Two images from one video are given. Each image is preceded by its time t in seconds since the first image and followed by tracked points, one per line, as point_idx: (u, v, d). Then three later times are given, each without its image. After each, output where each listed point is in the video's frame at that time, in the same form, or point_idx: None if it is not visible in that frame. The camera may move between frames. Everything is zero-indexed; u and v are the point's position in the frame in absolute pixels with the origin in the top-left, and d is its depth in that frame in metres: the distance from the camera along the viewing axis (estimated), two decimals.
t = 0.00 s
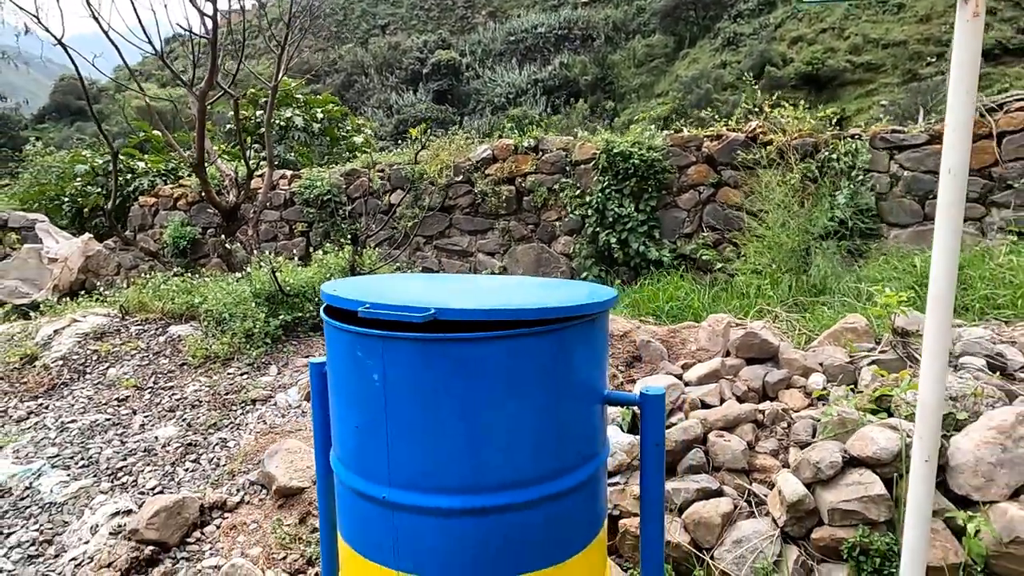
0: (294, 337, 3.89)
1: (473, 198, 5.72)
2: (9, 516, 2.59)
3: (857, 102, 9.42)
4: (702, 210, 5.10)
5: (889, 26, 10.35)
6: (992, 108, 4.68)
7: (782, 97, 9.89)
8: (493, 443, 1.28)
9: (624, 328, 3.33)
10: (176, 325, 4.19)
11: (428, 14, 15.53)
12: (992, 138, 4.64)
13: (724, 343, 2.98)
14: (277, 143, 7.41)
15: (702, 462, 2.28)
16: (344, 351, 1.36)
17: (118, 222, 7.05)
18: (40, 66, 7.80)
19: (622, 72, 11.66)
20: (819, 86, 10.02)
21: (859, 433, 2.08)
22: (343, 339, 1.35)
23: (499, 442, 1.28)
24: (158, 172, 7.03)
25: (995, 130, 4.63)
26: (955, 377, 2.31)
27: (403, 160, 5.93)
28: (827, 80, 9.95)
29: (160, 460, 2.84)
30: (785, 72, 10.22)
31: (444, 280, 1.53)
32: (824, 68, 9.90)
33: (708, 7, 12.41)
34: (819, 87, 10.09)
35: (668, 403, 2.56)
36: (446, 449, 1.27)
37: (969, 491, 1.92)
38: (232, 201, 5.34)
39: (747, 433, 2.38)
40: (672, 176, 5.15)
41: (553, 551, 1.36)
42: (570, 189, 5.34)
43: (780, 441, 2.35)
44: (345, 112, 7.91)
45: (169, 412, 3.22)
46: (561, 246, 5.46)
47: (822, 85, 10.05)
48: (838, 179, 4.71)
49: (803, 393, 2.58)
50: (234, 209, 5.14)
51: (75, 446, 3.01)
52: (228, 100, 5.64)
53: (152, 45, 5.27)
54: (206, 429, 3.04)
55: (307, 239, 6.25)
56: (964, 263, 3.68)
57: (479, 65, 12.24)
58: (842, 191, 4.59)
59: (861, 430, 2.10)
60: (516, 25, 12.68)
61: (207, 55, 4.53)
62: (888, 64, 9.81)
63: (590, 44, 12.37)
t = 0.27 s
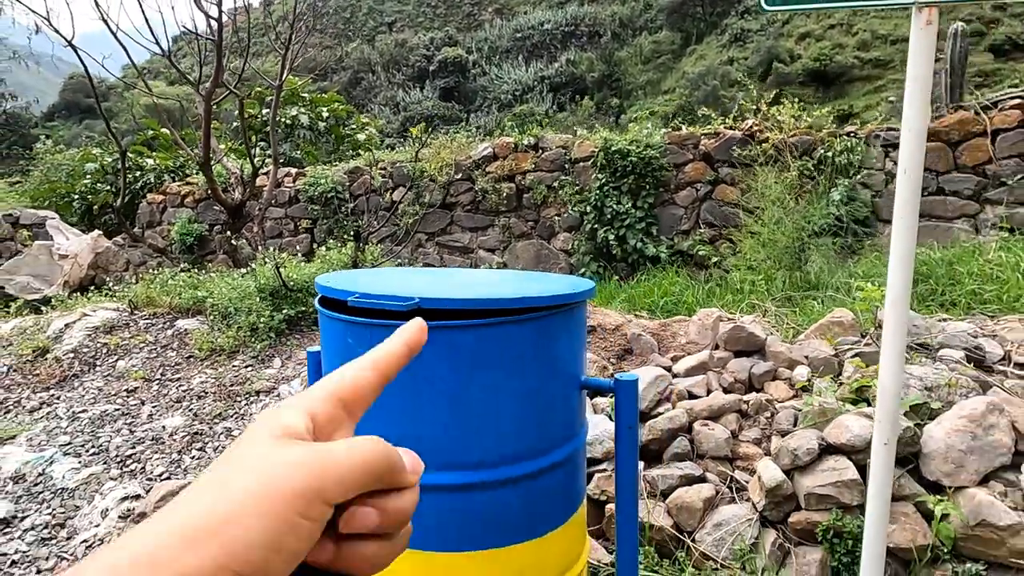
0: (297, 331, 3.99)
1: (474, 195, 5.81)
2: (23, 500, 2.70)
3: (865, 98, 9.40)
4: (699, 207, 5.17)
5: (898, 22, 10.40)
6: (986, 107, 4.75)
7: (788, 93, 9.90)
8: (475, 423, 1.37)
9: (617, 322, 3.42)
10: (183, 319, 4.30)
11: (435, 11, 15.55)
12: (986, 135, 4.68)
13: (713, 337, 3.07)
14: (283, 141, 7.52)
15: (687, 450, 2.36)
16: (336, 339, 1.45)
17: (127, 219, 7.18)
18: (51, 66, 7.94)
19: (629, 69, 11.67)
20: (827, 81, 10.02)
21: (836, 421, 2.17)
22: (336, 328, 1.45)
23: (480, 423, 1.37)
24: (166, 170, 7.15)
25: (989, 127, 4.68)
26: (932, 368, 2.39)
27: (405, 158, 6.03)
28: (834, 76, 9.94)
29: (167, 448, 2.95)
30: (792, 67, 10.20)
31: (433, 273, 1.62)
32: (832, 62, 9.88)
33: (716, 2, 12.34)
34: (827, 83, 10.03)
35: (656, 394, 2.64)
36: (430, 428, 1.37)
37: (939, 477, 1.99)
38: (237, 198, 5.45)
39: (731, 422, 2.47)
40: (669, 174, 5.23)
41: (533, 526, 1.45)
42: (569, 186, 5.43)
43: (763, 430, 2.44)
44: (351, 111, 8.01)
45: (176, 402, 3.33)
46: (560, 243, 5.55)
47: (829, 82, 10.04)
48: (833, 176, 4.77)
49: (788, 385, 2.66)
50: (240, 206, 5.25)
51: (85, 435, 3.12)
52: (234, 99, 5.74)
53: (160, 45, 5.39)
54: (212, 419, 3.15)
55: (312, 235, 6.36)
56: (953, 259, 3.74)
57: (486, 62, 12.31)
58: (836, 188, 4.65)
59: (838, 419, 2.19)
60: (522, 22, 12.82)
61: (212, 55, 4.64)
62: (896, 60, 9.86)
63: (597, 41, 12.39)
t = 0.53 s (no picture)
0: (300, 325, 4.02)
1: (477, 191, 5.83)
2: (30, 491, 2.75)
3: (871, 94, 9.39)
4: (702, 203, 5.18)
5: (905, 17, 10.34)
6: (990, 102, 4.73)
7: (794, 88, 9.88)
8: (469, 413, 1.40)
9: (617, 317, 3.44)
10: (188, 314, 4.34)
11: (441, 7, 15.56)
12: (989, 130, 4.66)
13: (712, 331, 3.09)
14: (288, 137, 7.55)
15: (684, 442, 2.38)
16: (333, 330, 1.47)
17: (133, 214, 7.23)
18: (58, 62, 7.99)
19: (635, 65, 11.66)
20: (833, 77, 10.02)
21: (832, 414, 2.18)
22: (333, 319, 1.47)
23: (474, 413, 1.40)
24: (172, 166, 7.19)
25: (993, 123, 4.65)
26: (929, 362, 2.39)
27: (408, 154, 6.05)
28: (841, 72, 9.97)
29: (172, 440, 2.99)
30: (798, 63, 10.17)
31: (429, 265, 1.64)
32: (838, 58, 9.88)
33: None
34: (833, 79, 10.02)
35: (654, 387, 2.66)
36: (424, 418, 1.39)
37: (933, 469, 2.00)
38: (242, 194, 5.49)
39: (728, 415, 2.48)
40: (672, 169, 5.24)
41: (526, 514, 1.47)
42: (572, 182, 5.45)
43: (760, 424, 2.45)
44: (355, 107, 8.04)
45: (180, 395, 3.37)
46: (563, 238, 5.57)
47: (836, 78, 10.03)
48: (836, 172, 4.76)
49: (785, 378, 2.67)
50: (244, 202, 5.28)
51: (91, 427, 3.16)
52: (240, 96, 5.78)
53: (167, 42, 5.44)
54: (216, 411, 3.19)
55: (316, 231, 6.40)
56: (956, 254, 3.74)
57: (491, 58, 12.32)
58: (839, 184, 4.65)
59: (834, 412, 2.20)
60: (528, 18, 12.79)
61: (218, 52, 4.68)
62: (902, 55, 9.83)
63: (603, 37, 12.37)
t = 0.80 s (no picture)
0: (307, 325, 4.02)
1: (484, 190, 5.81)
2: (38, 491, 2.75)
3: (881, 91, 9.32)
4: (710, 203, 5.15)
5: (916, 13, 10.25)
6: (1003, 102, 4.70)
7: (803, 86, 9.80)
8: (476, 420, 1.38)
9: (624, 319, 3.42)
10: (195, 314, 4.35)
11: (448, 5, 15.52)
12: (1002, 130, 4.62)
13: (720, 334, 3.07)
14: (295, 136, 7.55)
15: (692, 447, 2.36)
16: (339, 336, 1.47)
17: (141, 213, 7.26)
18: (67, 60, 8.01)
19: (643, 62, 11.60)
20: (842, 73, 9.93)
21: (841, 419, 2.16)
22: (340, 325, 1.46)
23: (480, 421, 1.39)
24: (180, 165, 7.21)
25: (1005, 122, 4.62)
26: (940, 367, 2.37)
27: (415, 154, 6.04)
28: (851, 69, 9.88)
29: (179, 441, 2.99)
30: (807, 60, 10.09)
31: (436, 270, 1.63)
32: (847, 55, 9.79)
33: None
34: (843, 76, 9.94)
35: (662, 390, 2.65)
36: (429, 426, 1.38)
37: (945, 476, 1.98)
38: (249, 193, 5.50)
39: (737, 420, 2.47)
40: (680, 169, 5.21)
41: (533, 522, 1.46)
42: (579, 181, 5.43)
43: (769, 428, 2.43)
44: (362, 105, 8.04)
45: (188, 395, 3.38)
46: (570, 238, 5.55)
47: (847, 75, 9.95)
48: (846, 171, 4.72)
49: (794, 382, 2.65)
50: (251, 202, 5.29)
51: (99, 427, 3.17)
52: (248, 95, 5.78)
53: (175, 42, 5.46)
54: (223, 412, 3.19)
55: (323, 230, 6.40)
56: (967, 256, 3.70)
57: (498, 56, 12.29)
58: (849, 183, 4.61)
59: (844, 417, 2.18)
60: (536, 15, 12.71)
61: (225, 51, 4.69)
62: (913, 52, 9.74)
63: (611, 34, 12.30)
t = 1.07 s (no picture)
0: (316, 323, 3.99)
1: (493, 188, 5.78)
2: (46, 491, 2.74)
3: (891, 88, 9.24)
4: (721, 200, 5.09)
5: (927, 10, 10.14)
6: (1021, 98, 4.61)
7: (812, 83, 9.72)
8: (491, 423, 1.34)
9: (637, 318, 3.38)
10: (204, 312, 4.33)
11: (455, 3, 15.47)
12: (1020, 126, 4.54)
13: (735, 333, 3.02)
14: (303, 133, 7.53)
15: (708, 449, 2.32)
16: (351, 337, 1.43)
17: (150, 211, 7.25)
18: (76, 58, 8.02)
19: (650, 59, 11.54)
20: (852, 71, 9.84)
21: (863, 422, 2.11)
22: (351, 325, 1.42)
23: (496, 423, 1.35)
24: (187, 163, 7.20)
25: None
26: (963, 368, 2.32)
27: (424, 151, 6.01)
28: (860, 66, 9.77)
29: (187, 440, 2.97)
30: (816, 57, 9.99)
31: (449, 269, 1.59)
32: (857, 52, 9.70)
33: None
34: (852, 73, 9.85)
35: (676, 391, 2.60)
36: (444, 430, 1.34)
37: (970, 481, 1.93)
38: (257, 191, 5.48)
39: (754, 421, 2.42)
40: (691, 166, 5.15)
41: (551, 528, 1.42)
42: (589, 179, 5.38)
43: (786, 430, 2.38)
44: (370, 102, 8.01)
45: (196, 394, 3.36)
46: (579, 236, 5.50)
47: (856, 71, 9.85)
48: (860, 169, 4.65)
49: (812, 383, 2.60)
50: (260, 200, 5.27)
51: (107, 426, 3.15)
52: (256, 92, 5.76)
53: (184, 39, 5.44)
54: (231, 412, 3.16)
55: (331, 228, 6.38)
56: (985, 254, 3.64)
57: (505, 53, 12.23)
58: (863, 180, 4.55)
59: (865, 419, 2.13)
60: (543, 12, 12.62)
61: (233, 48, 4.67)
62: (923, 49, 9.64)
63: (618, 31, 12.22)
